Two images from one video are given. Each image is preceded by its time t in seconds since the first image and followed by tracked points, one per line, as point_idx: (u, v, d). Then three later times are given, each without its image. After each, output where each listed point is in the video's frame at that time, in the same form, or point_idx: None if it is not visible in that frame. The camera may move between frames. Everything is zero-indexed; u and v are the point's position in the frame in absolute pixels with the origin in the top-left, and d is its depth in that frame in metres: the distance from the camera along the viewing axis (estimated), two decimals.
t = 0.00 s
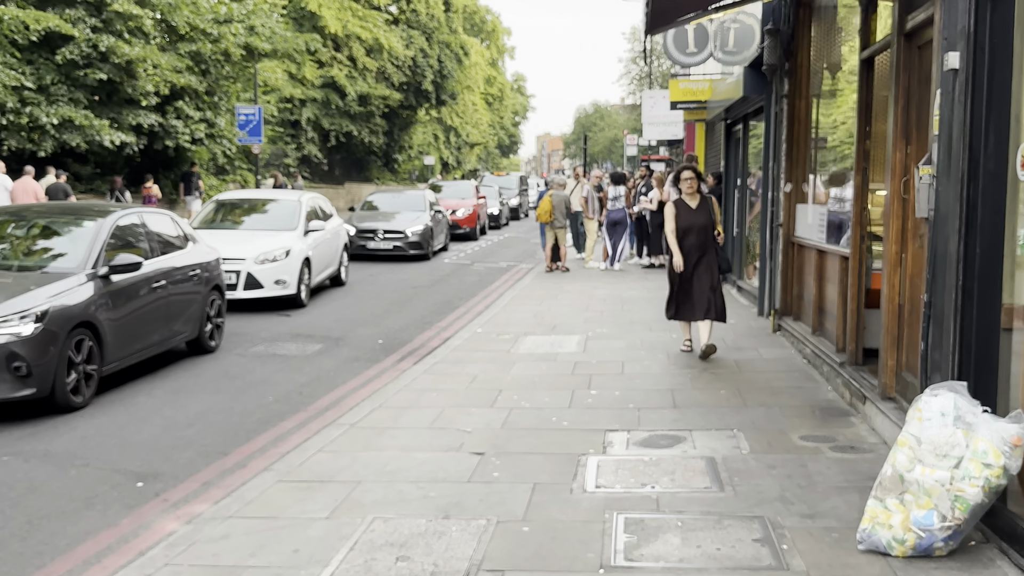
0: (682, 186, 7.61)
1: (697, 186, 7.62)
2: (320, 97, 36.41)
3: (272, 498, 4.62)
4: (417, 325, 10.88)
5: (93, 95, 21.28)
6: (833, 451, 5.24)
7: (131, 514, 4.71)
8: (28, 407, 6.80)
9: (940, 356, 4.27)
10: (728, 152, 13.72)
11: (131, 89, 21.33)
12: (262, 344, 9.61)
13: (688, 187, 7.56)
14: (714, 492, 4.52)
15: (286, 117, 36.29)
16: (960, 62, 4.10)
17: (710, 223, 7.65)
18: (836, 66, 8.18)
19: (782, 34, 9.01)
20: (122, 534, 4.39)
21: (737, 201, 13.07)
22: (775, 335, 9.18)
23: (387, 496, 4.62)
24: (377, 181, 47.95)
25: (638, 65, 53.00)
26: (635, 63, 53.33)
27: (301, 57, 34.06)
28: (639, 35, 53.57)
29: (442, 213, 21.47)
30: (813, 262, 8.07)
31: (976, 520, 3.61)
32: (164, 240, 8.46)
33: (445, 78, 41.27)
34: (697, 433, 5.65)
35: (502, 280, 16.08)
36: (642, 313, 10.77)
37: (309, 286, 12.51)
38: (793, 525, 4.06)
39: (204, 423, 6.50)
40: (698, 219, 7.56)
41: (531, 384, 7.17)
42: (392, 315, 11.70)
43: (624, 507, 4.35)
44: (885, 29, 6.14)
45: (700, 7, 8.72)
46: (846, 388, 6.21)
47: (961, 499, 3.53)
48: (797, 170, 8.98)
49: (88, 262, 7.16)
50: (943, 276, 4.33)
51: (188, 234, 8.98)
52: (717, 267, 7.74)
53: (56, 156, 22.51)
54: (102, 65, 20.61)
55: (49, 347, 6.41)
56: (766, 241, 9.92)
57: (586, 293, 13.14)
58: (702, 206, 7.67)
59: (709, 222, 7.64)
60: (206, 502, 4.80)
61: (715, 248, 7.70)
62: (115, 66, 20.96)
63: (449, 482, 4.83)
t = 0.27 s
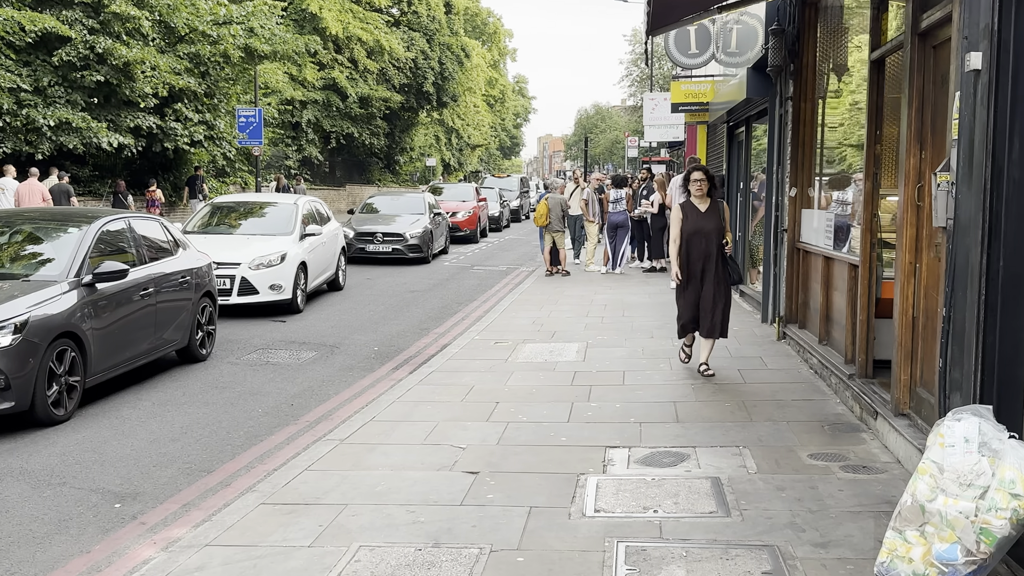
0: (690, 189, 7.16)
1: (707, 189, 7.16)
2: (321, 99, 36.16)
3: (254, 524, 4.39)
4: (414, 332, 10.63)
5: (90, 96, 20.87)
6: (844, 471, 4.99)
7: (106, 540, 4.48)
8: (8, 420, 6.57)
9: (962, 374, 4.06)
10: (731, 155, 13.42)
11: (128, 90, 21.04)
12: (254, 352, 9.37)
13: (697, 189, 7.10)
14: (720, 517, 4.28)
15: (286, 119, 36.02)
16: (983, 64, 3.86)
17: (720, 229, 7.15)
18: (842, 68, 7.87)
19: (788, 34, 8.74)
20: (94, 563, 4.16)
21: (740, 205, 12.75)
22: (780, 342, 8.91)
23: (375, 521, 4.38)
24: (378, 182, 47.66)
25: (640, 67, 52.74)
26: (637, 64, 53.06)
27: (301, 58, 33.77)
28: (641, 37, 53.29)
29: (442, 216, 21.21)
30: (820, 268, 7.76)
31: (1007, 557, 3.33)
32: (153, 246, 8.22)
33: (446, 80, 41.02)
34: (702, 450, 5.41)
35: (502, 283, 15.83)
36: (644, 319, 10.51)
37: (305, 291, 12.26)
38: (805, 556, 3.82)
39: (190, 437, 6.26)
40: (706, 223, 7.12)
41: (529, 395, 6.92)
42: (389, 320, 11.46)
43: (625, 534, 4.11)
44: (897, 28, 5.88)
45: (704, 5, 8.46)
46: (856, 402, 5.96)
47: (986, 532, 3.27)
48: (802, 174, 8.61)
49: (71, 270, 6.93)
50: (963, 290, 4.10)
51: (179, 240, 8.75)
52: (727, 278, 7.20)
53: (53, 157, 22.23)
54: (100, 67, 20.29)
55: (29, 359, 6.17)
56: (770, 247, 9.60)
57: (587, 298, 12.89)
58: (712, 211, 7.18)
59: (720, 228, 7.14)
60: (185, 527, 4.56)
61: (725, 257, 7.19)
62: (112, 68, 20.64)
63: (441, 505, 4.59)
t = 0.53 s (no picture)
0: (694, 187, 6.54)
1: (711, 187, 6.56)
2: (320, 98, 35.85)
3: (226, 540, 4.10)
4: (408, 332, 10.35)
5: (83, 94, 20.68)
6: (856, 481, 4.70)
7: (69, 555, 4.19)
8: None
9: (986, 379, 3.78)
10: (734, 152, 13.11)
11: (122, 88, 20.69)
12: (243, 353, 9.08)
13: (701, 185, 6.48)
14: (726, 532, 4.00)
15: (284, 118, 35.74)
16: (1011, 43, 3.58)
17: (726, 229, 6.53)
18: (851, 58, 7.57)
19: (793, 25, 8.46)
20: None
21: (744, 202, 12.43)
22: (785, 343, 8.62)
23: (356, 536, 4.10)
24: (377, 182, 47.37)
25: (641, 66, 52.46)
26: (638, 63, 52.77)
27: (299, 56, 33.49)
28: (642, 35, 52.99)
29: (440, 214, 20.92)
30: (828, 267, 7.47)
31: None
32: (136, 243, 7.95)
33: (446, 78, 40.75)
34: (705, 457, 5.12)
35: (500, 283, 15.54)
36: (645, 320, 10.21)
37: (297, 291, 11.97)
38: None
39: (168, 444, 5.98)
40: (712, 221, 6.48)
41: (524, 399, 6.63)
42: (383, 321, 11.17)
43: (623, 551, 3.82)
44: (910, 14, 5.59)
45: None
46: (868, 407, 5.68)
47: (1018, 552, 2.93)
48: (809, 169, 8.31)
49: (47, 268, 6.65)
50: (987, 288, 3.81)
51: (163, 238, 8.47)
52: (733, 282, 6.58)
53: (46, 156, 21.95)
54: (93, 64, 19.98)
55: None
56: (775, 244, 9.35)
57: (586, 298, 12.60)
58: (717, 210, 6.56)
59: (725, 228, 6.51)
60: (154, 541, 4.28)
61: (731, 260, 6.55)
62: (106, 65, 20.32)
63: (428, 518, 4.31)
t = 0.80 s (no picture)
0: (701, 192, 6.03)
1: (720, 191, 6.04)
2: (319, 99, 35.54)
3: None
4: (405, 341, 10.04)
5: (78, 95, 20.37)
6: (879, 510, 4.40)
7: None
8: None
9: None
10: (740, 154, 12.77)
11: (117, 88, 20.37)
12: (233, 363, 8.79)
13: (710, 190, 5.98)
14: (741, 570, 3.69)
15: (283, 118, 35.45)
16: None
17: (737, 236, 6.04)
18: (863, 58, 7.24)
19: (804, 24, 8.13)
20: None
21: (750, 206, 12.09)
22: (795, 353, 8.31)
23: (341, 573, 3.79)
24: (378, 183, 47.07)
25: (643, 66, 52.14)
26: (640, 64, 52.43)
27: (298, 57, 33.18)
28: (644, 36, 52.67)
29: (440, 217, 20.61)
30: (841, 275, 7.15)
31: None
32: (120, 250, 7.65)
33: (447, 79, 40.46)
34: (716, 482, 4.81)
35: (500, 288, 15.23)
36: (649, 328, 9.91)
37: (292, 297, 11.66)
38: None
39: (148, 465, 5.67)
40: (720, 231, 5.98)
41: (524, 416, 6.32)
42: (379, 328, 10.87)
43: None
44: (933, 11, 5.27)
45: None
46: (888, 427, 5.37)
47: None
48: (820, 174, 7.99)
49: (24, 278, 6.34)
50: None
51: (150, 245, 8.18)
52: (744, 294, 6.10)
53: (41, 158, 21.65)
54: (87, 64, 19.66)
55: None
56: (784, 250, 9.04)
57: (589, 304, 12.29)
58: (727, 216, 6.07)
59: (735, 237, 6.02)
60: None
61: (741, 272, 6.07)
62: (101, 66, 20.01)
63: (420, 552, 4.00)
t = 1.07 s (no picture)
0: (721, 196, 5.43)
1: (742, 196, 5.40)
2: (319, 97, 35.24)
3: None
4: (405, 343, 9.75)
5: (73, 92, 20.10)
6: (911, 527, 4.10)
7: None
8: None
9: None
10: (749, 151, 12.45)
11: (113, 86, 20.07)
12: (227, 366, 8.50)
13: (729, 194, 5.37)
14: None
15: (283, 117, 35.16)
16: None
17: (758, 246, 5.39)
18: (882, 49, 6.94)
19: (820, 14, 7.77)
20: None
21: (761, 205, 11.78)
22: (809, 356, 8.01)
23: None
24: (378, 183, 46.80)
25: (645, 65, 51.81)
26: (642, 63, 52.10)
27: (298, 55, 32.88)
28: (646, 35, 52.32)
29: (441, 217, 20.31)
30: (859, 276, 6.86)
31: None
32: (108, 250, 7.36)
33: (448, 77, 40.19)
34: (734, 496, 4.51)
35: (502, 288, 14.93)
36: (656, 330, 9.61)
37: (289, 298, 11.37)
38: None
39: (132, 477, 5.38)
40: (737, 240, 5.35)
41: (528, 423, 6.03)
42: (378, 330, 10.57)
43: None
44: None
45: None
46: (916, 436, 5.07)
47: None
48: (836, 170, 7.69)
49: (4, 278, 6.04)
50: None
51: (138, 245, 7.89)
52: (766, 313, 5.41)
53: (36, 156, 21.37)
54: (82, 61, 19.38)
55: None
56: (797, 249, 8.76)
57: (593, 305, 12.00)
58: (747, 223, 5.43)
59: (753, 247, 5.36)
60: None
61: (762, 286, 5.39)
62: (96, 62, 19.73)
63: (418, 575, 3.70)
